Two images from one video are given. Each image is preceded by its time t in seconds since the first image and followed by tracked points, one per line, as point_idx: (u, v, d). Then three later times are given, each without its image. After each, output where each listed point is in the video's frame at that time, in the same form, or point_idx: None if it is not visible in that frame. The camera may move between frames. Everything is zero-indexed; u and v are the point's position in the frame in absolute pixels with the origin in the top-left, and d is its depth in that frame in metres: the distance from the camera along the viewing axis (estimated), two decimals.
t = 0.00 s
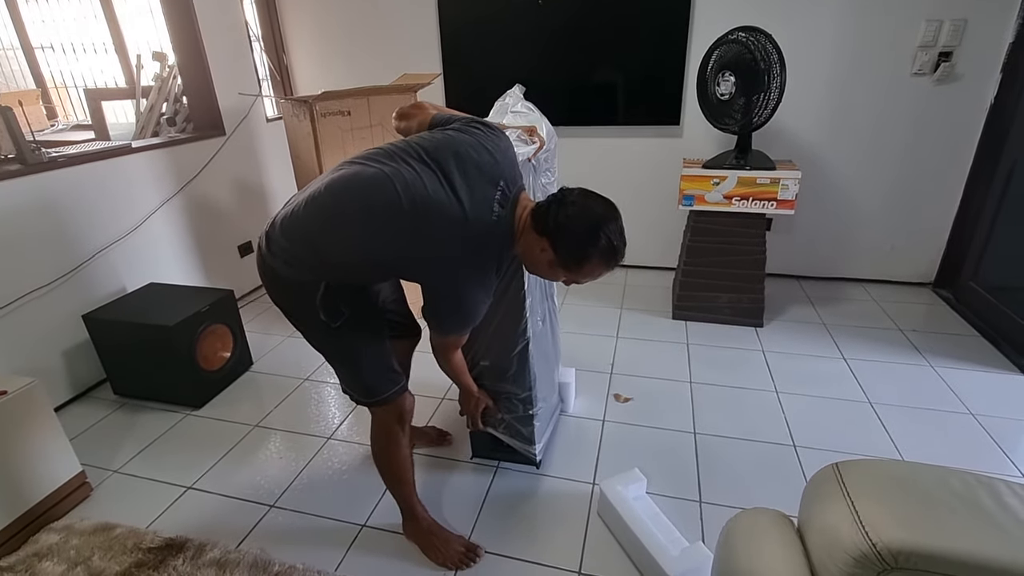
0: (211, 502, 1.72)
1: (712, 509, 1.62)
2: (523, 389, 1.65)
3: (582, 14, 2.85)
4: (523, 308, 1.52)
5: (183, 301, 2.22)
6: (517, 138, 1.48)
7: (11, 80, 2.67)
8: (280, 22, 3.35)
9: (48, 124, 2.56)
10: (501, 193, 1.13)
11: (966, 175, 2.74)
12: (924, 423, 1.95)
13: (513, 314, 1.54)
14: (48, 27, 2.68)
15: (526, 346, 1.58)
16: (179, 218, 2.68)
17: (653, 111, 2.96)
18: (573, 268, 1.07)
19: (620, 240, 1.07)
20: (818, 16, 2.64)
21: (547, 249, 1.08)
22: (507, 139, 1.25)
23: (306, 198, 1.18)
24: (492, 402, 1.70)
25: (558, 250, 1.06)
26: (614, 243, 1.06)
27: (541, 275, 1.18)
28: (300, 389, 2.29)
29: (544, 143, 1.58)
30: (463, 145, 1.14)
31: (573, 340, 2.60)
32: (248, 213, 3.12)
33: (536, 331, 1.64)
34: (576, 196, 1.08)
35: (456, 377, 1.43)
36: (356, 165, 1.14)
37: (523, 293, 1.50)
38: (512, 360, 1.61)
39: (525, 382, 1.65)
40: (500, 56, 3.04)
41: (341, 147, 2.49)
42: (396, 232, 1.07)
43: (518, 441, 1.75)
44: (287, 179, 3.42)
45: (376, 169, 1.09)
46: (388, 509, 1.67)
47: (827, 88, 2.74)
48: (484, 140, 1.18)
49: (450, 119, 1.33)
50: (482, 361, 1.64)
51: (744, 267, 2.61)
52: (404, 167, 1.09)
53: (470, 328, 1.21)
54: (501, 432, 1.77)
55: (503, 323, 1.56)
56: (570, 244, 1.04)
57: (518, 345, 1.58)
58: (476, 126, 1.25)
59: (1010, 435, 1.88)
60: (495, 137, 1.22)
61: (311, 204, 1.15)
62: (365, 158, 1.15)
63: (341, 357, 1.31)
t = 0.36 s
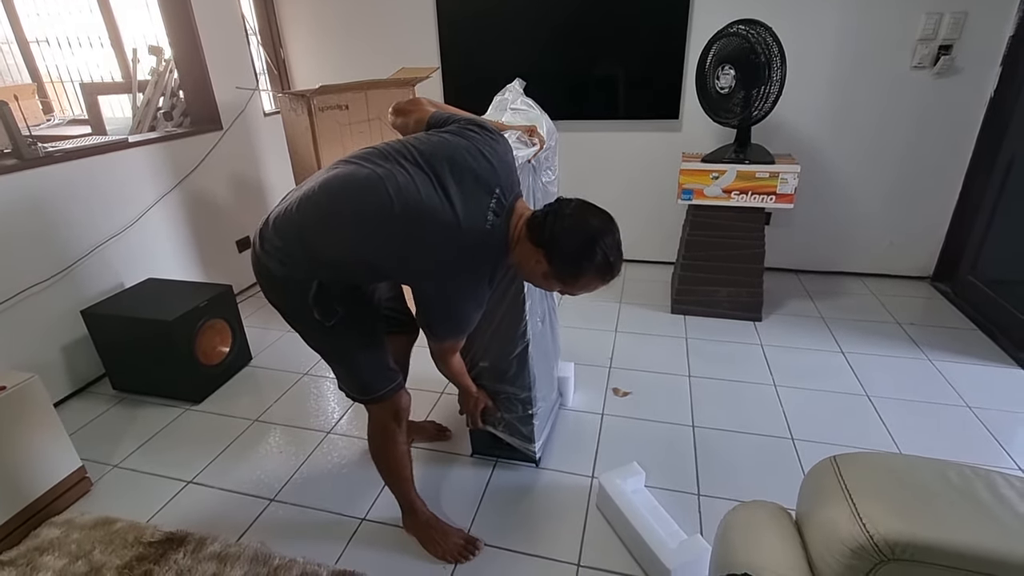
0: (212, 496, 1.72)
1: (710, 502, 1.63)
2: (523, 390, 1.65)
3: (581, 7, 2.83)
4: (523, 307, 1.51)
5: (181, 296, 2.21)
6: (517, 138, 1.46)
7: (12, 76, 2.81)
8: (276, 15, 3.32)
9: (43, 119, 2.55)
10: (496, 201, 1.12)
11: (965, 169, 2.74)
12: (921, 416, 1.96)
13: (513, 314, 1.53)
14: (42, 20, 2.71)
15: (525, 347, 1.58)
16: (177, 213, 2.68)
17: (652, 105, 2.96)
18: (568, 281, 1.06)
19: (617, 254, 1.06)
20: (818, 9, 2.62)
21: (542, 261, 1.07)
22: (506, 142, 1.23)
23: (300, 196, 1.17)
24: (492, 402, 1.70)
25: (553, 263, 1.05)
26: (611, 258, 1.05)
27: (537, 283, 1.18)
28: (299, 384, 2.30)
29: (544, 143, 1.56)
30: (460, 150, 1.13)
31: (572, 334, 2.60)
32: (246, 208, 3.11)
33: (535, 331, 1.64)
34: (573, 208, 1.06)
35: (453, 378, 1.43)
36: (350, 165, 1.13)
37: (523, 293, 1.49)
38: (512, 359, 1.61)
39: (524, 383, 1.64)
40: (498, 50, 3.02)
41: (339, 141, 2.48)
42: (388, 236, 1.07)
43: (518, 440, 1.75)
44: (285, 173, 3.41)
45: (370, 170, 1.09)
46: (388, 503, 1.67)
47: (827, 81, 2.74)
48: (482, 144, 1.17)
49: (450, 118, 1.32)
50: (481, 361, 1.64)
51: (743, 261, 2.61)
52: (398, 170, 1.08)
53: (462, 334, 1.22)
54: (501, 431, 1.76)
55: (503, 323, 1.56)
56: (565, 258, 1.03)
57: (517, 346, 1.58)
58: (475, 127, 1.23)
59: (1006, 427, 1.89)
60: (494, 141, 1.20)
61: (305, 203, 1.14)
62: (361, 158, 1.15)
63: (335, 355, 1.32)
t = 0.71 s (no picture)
0: (211, 496, 1.72)
1: (708, 499, 1.64)
2: (522, 395, 1.65)
3: (578, 6, 2.83)
4: (521, 312, 1.50)
5: (179, 296, 2.21)
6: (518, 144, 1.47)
7: (8, 76, 2.80)
8: (273, 14, 3.32)
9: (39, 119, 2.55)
10: (492, 211, 1.12)
11: (961, 167, 2.75)
12: (918, 413, 1.97)
13: (512, 320, 1.52)
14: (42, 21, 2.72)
15: (525, 353, 1.57)
16: (175, 213, 2.67)
17: (650, 104, 2.96)
18: (564, 296, 1.07)
19: (614, 269, 1.06)
20: (815, 7, 2.63)
21: (537, 274, 1.08)
22: (504, 147, 1.23)
23: (297, 197, 1.18)
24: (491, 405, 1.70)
25: (548, 277, 1.06)
26: (608, 273, 1.05)
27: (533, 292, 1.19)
28: (297, 384, 2.30)
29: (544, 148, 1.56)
30: (456, 157, 1.12)
31: (570, 333, 2.61)
32: (244, 208, 3.11)
33: (535, 336, 1.63)
34: (570, 221, 1.06)
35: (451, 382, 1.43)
36: (346, 168, 1.13)
37: (522, 299, 1.48)
38: (511, 365, 1.60)
39: (524, 388, 1.64)
40: (495, 49, 3.03)
41: (337, 141, 2.48)
42: (381, 242, 1.07)
43: (518, 443, 1.75)
44: (282, 173, 3.40)
45: (366, 175, 1.09)
46: (388, 502, 1.68)
47: (823, 80, 2.74)
48: (479, 151, 1.16)
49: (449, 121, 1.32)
50: (480, 367, 1.64)
51: (740, 260, 2.62)
52: (394, 176, 1.08)
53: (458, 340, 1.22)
54: (501, 434, 1.77)
55: (502, 328, 1.55)
56: (561, 272, 1.03)
57: (517, 351, 1.57)
58: (473, 132, 1.23)
59: (1003, 424, 1.90)
60: (492, 147, 1.19)
61: (301, 205, 1.15)
62: (358, 161, 1.15)
63: (329, 357, 1.32)
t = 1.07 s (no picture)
0: (209, 497, 1.72)
1: (707, 499, 1.64)
2: (521, 399, 1.65)
3: (575, 7, 2.84)
4: (520, 316, 1.50)
5: (177, 297, 2.20)
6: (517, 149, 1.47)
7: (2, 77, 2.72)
8: (271, 15, 3.32)
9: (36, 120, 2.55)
10: (489, 217, 1.11)
11: (957, 168, 2.76)
12: (914, 413, 1.98)
13: (510, 324, 1.52)
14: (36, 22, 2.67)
15: (525, 357, 1.57)
16: (172, 214, 2.67)
17: (647, 105, 2.97)
18: (561, 307, 1.08)
19: (612, 280, 1.06)
20: (811, 9, 2.65)
21: (535, 284, 1.08)
22: (504, 153, 1.23)
23: (295, 199, 1.19)
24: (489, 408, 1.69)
25: (546, 287, 1.06)
26: (604, 283, 1.05)
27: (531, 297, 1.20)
28: (295, 385, 2.29)
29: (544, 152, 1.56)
30: (454, 161, 1.12)
31: (568, 334, 2.61)
32: (241, 209, 3.10)
33: (534, 340, 1.63)
34: (569, 231, 1.06)
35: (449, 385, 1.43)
36: (345, 171, 1.14)
37: (522, 305, 1.48)
38: (511, 369, 1.60)
39: (524, 392, 1.64)
40: (493, 50, 3.03)
41: (335, 142, 2.48)
42: (377, 246, 1.08)
43: (517, 446, 1.76)
44: (280, 174, 3.40)
45: (364, 178, 1.09)
46: (386, 503, 1.68)
47: (820, 82, 2.76)
48: (477, 156, 1.16)
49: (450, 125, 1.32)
50: (479, 370, 1.64)
51: (738, 260, 2.63)
52: (392, 180, 1.09)
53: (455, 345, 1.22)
54: (500, 437, 1.77)
55: (502, 333, 1.55)
56: (558, 283, 1.04)
57: (516, 355, 1.57)
58: (472, 136, 1.23)
59: (999, 424, 1.91)
60: (491, 152, 1.19)
61: (299, 206, 1.16)
62: (357, 164, 1.15)
63: (326, 358, 1.31)
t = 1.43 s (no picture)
0: (208, 500, 1.71)
1: (707, 503, 1.64)
2: (522, 403, 1.65)
3: (576, 11, 2.85)
4: (521, 320, 1.50)
5: (177, 299, 2.20)
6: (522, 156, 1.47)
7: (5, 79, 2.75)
8: (273, 18, 3.33)
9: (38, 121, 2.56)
10: (479, 203, 1.10)
11: (957, 173, 2.77)
12: (915, 418, 1.98)
13: (511, 329, 1.52)
14: (36, 24, 2.67)
15: (525, 363, 1.58)
16: (172, 216, 2.67)
17: (648, 109, 2.98)
18: (555, 294, 1.04)
19: (608, 266, 1.02)
20: (811, 15, 2.65)
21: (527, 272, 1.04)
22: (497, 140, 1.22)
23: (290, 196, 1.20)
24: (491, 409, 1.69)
25: (538, 274, 1.01)
26: (601, 269, 1.01)
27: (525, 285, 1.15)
28: (295, 388, 2.29)
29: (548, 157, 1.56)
30: (440, 149, 1.11)
31: (568, 337, 2.61)
32: (242, 211, 3.11)
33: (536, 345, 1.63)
34: (562, 214, 1.01)
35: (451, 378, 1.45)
36: (335, 164, 1.15)
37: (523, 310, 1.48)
38: (512, 374, 1.60)
39: (524, 396, 1.64)
40: (494, 54, 3.04)
41: (337, 145, 2.48)
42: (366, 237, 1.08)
43: (517, 450, 1.75)
44: (281, 176, 3.41)
45: (352, 170, 1.10)
46: (386, 506, 1.67)
47: (820, 87, 2.76)
48: (466, 142, 1.15)
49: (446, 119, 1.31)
50: (480, 374, 1.64)
51: (738, 264, 2.63)
52: (381, 172, 1.09)
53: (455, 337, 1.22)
54: (500, 442, 1.76)
55: (504, 338, 1.55)
56: (551, 271, 0.99)
57: (516, 360, 1.57)
58: (462, 122, 1.22)
59: (999, 429, 1.91)
60: (481, 138, 1.18)
61: (292, 203, 1.17)
62: (347, 156, 1.16)
63: (327, 358, 1.31)
